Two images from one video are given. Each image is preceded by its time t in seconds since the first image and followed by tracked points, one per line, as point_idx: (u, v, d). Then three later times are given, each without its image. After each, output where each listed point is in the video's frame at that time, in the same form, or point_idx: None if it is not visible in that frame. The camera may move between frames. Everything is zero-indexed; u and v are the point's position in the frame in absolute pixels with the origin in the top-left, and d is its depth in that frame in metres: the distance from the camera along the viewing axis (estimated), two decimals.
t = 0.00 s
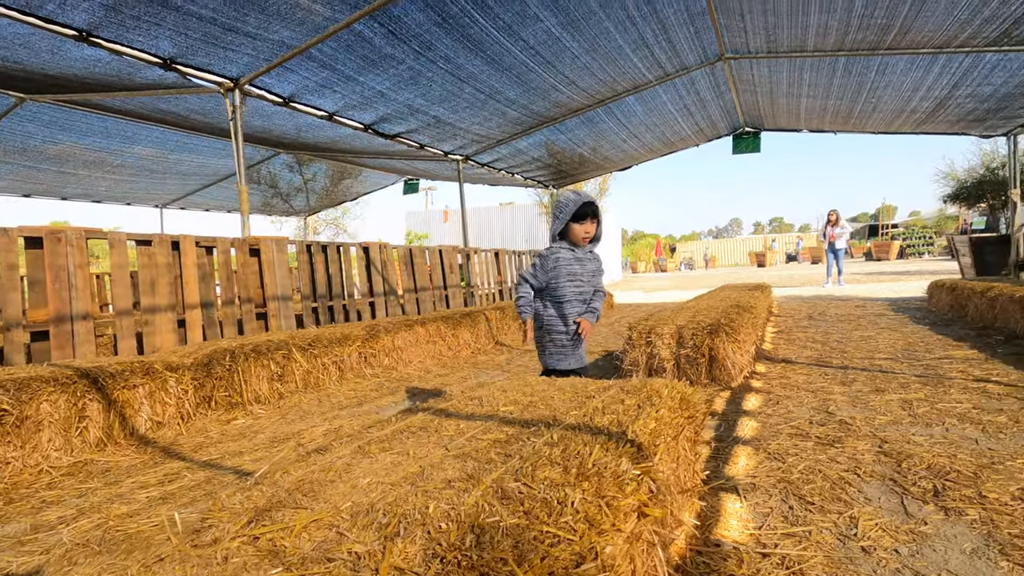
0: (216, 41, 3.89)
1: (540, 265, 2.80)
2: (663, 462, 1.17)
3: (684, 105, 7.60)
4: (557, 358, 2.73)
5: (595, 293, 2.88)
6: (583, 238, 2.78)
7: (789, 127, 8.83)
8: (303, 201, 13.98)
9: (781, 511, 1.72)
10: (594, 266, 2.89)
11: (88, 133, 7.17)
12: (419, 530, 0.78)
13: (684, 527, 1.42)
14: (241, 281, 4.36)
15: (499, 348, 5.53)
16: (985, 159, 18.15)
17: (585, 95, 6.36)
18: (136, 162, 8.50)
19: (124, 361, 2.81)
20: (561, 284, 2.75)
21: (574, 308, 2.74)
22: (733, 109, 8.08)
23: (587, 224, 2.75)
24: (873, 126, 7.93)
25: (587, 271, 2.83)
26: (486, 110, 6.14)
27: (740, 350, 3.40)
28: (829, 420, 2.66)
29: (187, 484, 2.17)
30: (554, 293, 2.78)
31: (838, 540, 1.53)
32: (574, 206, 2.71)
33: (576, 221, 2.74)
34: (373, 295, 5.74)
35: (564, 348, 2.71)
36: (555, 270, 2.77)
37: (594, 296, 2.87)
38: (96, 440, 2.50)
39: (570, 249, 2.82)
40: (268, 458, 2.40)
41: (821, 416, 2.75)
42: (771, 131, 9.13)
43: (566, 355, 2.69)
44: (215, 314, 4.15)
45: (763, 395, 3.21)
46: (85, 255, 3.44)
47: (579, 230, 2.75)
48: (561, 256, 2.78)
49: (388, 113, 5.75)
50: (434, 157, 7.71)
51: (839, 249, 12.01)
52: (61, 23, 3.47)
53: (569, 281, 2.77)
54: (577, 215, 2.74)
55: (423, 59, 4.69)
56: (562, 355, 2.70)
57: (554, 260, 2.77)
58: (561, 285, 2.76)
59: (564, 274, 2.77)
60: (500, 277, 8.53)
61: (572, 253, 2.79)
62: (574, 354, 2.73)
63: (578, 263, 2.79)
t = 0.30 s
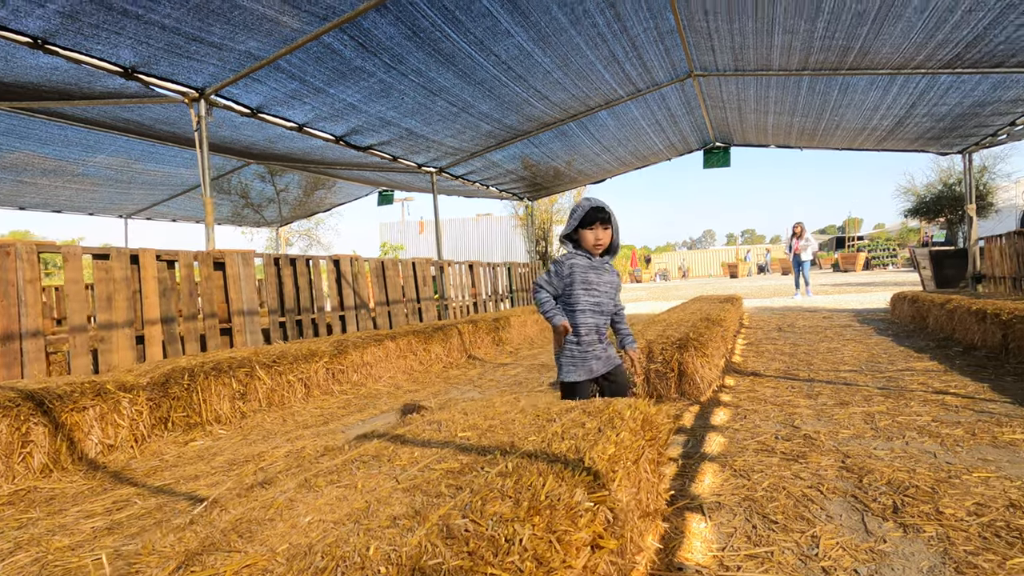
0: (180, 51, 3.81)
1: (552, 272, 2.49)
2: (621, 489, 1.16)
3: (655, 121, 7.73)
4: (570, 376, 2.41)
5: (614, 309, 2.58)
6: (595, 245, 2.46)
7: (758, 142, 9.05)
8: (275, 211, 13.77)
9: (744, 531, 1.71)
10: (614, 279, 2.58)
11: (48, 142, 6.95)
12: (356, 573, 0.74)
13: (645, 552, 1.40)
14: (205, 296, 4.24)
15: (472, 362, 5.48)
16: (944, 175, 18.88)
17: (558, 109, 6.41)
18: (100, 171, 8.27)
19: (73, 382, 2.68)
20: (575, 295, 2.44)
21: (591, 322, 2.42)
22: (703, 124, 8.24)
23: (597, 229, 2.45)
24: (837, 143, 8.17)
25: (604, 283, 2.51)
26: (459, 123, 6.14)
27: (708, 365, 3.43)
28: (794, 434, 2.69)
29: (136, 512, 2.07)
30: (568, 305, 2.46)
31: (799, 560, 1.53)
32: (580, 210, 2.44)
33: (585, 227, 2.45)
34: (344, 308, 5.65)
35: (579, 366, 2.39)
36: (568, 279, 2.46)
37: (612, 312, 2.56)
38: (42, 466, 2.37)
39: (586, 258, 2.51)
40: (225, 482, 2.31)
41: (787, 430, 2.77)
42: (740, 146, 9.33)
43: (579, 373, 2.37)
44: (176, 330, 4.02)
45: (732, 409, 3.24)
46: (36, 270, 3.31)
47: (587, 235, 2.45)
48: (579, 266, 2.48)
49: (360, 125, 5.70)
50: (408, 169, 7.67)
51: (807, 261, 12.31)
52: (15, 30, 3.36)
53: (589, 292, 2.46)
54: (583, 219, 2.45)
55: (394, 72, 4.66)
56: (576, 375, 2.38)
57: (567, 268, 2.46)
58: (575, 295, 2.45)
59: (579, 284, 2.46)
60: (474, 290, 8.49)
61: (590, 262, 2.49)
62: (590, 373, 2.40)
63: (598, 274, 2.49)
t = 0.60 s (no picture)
0: (132, 55, 3.67)
1: (569, 287, 2.48)
2: (575, 513, 1.12)
3: (622, 134, 7.83)
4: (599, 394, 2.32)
5: (637, 323, 2.50)
6: (611, 256, 2.48)
7: (722, 156, 9.26)
8: (239, 220, 13.42)
9: (704, 549, 1.70)
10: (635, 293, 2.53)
11: None
12: None
13: None
14: (157, 309, 4.07)
15: (439, 374, 5.39)
16: (898, 189, 19.68)
17: (526, 121, 6.43)
18: (50, 177, 7.91)
19: (6, 402, 2.52)
20: (595, 308, 2.39)
21: (613, 334, 2.36)
22: (670, 138, 8.38)
23: (613, 239, 2.47)
24: (797, 158, 8.42)
25: (623, 295, 2.47)
26: (426, 133, 6.10)
27: (672, 377, 3.44)
28: (756, 446, 2.70)
29: (68, 542, 1.93)
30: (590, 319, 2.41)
31: None
32: (594, 222, 2.51)
33: (602, 238, 2.48)
34: (306, 320, 5.50)
35: (603, 381, 2.31)
36: (586, 291, 2.44)
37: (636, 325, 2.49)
38: None
39: (603, 271, 2.49)
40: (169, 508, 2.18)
41: (748, 442, 2.79)
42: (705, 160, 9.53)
43: (603, 388, 2.29)
44: (125, 345, 3.83)
45: (695, 421, 3.24)
46: None
47: (604, 245, 2.47)
48: (596, 279, 2.45)
49: (324, 133, 5.60)
50: (375, 178, 7.57)
51: (770, 272, 12.62)
52: None
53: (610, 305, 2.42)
54: (599, 229, 2.49)
55: (360, 80, 4.60)
56: (602, 390, 2.29)
57: (584, 281, 2.45)
58: (594, 307, 2.40)
59: (597, 297, 2.42)
60: (443, 301, 8.41)
61: (607, 275, 2.47)
62: (615, 387, 2.31)
63: (616, 286, 2.46)
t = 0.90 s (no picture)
0: (89, 58, 3.56)
1: (567, 300, 2.32)
2: (528, 535, 1.10)
3: (594, 146, 7.91)
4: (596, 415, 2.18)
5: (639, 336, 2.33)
6: (609, 265, 2.30)
7: (691, 169, 9.44)
8: (206, 229, 13.11)
9: (664, 564, 1.69)
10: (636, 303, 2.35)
11: None
12: None
13: None
14: (113, 320, 3.92)
15: (408, 387, 5.31)
16: (860, 203, 20.34)
17: (498, 132, 6.44)
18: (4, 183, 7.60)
19: None
20: (591, 323, 2.24)
21: (612, 351, 2.20)
22: (640, 150, 8.51)
23: (610, 248, 2.29)
24: (764, 172, 8.63)
25: (623, 307, 2.29)
26: (397, 142, 6.06)
27: (639, 389, 3.45)
28: (719, 458, 2.72)
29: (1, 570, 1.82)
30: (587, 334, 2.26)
31: None
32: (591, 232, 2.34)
33: (600, 247, 2.30)
34: (272, 332, 5.37)
35: (601, 402, 2.15)
36: (583, 305, 2.27)
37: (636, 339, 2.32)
38: None
39: (601, 282, 2.32)
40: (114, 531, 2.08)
41: (713, 454, 2.80)
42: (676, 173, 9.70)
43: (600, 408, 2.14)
44: (77, 359, 3.68)
45: (662, 433, 3.25)
46: None
47: (601, 255, 2.29)
48: (593, 291, 2.29)
49: (293, 142, 5.51)
50: (346, 188, 7.49)
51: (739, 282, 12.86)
52: None
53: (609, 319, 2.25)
54: (596, 238, 2.32)
55: (328, 89, 4.55)
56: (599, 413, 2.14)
57: (581, 293, 2.29)
58: (592, 322, 2.24)
59: (595, 310, 2.26)
60: (414, 311, 8.32)
61: (605, 287, 2.30)
62: (613, 408, 2.16)
63: (615, 298, 2.28)
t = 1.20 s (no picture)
0: (51, 58, 3.46)
1: (558, 307, 2.14)
2: (487, 551, 1.07)
3: (572, 154, 7.95)
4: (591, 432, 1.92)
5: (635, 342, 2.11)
6: (597, 267, 2.11)
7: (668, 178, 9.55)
8: (179, 234, 12.84)
9: None
10: (632, 307, 2.14)
11: None
12: None
13: None
14: (73, 328, 3.79)
15: (382, 395, 5.24)
16: (832, 213, 20.83)
17: (476, 139, 6.44)
18: None
19: None
20: (583, 328, 2.03)
21: (604, 356, 1.99)
22: (618, 159, 8.59)
23: (596, 249, 2.09)
24: (739, 181, 8.76)
25: (618, 309, 2.09)
26: (373, 149, 6.02)
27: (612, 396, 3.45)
28: (691, 466, 2.73)
29: None
30: (580, 342, 2.04)
31: None
32: (578, 231, 2.15)
33: (586, 248, 2.12)
34: (243, 340, 5.25)
35: (591, 413, 1.91)
36: (573, 308, 2.07)
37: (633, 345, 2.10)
38: None
39: (593, 284, 2.13)
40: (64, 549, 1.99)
41: (685, 462, 2.81)
42: (653, 181, 9.80)
43: (595, 424, 1.89)
44: (34, 369, 3.54)
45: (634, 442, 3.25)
46: None
47: (587, 257, 2.11)
48: (584, 293, 2.10)
49: (266, 146, 5.43)
50: (322, 193, 7.40)
51: (715, 290, 13.02)
52: None
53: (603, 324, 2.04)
54: (582, 239, 2.13)
55: (302, 94, 4.50)
56: (590, 424, 1.90)
57: (570, 296, 2.10)
58: (583, 326, 2.04)
59: (586, 313, 2.06)
60: (391, 318, 8.24)
61: (597, 288, 2.11)
62: (606, 420, 1.90)
63: (608, 300, 2.09)
